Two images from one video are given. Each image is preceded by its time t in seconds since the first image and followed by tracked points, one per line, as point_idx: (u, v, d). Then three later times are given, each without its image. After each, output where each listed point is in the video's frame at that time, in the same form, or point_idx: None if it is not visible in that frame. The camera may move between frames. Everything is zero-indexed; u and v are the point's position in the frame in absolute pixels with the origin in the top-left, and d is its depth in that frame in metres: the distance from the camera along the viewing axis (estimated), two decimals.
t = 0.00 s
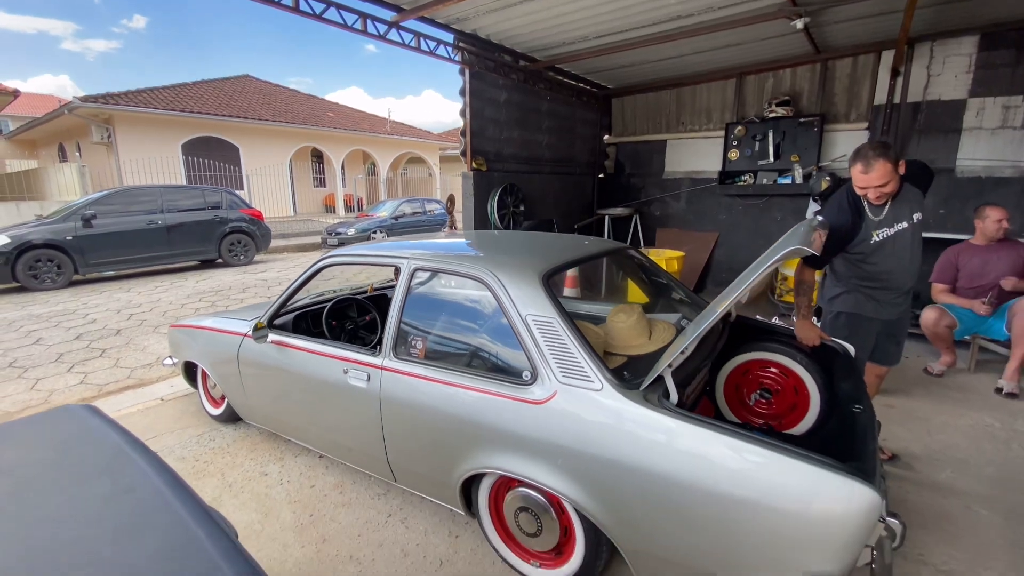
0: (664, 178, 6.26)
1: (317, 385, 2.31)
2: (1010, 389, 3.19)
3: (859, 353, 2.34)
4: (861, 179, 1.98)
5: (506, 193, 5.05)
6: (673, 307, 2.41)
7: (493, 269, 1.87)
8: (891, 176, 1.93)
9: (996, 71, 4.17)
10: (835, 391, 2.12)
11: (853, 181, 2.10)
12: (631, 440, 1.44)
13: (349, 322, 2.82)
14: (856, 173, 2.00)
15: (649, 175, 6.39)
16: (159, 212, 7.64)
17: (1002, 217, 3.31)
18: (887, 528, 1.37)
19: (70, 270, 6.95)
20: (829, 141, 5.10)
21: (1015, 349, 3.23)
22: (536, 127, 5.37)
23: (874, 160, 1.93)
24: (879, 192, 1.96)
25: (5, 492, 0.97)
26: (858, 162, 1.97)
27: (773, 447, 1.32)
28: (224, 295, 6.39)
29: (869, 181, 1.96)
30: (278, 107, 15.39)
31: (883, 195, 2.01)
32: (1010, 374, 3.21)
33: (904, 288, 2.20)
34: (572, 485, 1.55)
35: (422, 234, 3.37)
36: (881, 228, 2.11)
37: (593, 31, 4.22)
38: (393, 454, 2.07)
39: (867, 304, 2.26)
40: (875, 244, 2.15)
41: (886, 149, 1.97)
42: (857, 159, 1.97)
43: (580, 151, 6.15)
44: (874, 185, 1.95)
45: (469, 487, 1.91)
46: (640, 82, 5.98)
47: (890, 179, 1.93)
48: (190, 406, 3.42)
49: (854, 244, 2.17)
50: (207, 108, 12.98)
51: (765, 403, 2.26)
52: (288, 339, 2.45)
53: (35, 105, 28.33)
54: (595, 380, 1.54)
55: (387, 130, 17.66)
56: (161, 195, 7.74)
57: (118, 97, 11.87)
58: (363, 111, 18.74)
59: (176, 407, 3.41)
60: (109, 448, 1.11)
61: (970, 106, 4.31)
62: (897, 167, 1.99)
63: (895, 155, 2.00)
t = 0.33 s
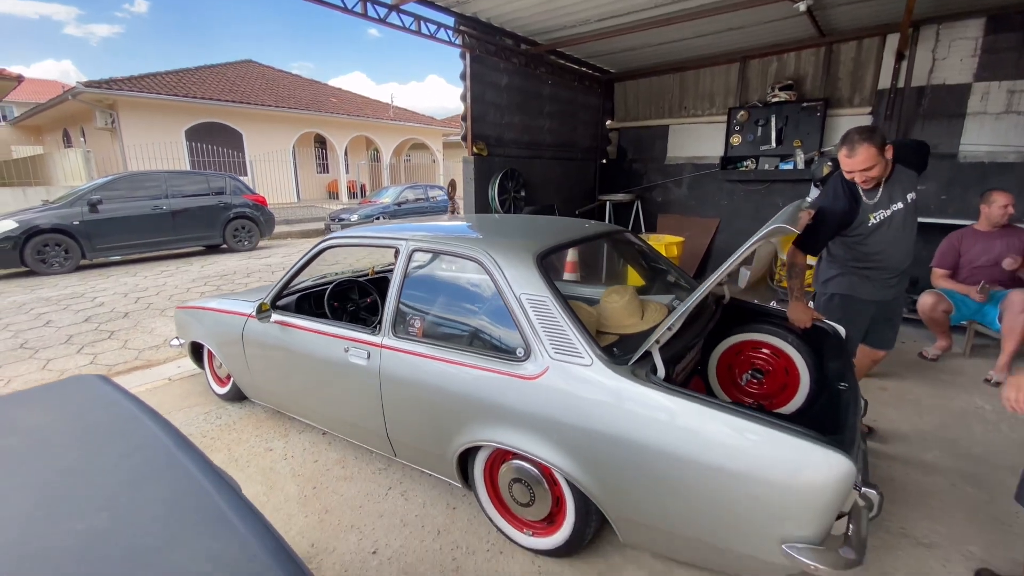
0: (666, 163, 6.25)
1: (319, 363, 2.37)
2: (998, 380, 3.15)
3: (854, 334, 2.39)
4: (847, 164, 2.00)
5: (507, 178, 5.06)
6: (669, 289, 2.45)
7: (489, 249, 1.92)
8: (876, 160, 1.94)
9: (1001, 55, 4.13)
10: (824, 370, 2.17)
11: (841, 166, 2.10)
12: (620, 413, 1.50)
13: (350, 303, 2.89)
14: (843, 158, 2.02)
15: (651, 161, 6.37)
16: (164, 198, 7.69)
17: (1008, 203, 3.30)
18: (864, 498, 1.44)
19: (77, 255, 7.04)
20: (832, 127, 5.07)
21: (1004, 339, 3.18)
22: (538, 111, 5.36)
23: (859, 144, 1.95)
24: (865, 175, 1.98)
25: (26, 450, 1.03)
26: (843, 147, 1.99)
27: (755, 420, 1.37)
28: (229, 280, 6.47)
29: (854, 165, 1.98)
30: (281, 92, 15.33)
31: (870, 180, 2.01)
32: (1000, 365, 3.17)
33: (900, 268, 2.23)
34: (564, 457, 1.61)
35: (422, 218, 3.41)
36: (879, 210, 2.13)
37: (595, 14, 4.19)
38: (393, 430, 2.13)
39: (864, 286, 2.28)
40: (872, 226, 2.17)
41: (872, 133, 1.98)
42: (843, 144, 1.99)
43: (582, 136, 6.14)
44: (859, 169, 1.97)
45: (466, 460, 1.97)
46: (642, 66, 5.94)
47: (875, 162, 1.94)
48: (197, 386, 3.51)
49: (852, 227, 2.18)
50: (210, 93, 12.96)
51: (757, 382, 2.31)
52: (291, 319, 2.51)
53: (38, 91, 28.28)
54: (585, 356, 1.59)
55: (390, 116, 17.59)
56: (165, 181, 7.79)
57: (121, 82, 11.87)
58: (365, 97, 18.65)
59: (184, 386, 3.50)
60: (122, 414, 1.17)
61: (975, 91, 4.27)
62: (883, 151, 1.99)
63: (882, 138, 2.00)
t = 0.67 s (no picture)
0: (669, 151, 6.25)
1: (323, 344, 2.43)
2: (992, 367, 3.19)
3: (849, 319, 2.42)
4: (833, 153, 2.02)
5: (509, 165, 5.08)
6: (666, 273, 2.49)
7: (487, 234, 1.97)
8: (862, 148, 1.96)
9: (1006, 42, 4.10)
10: (815, 353, 2.22)
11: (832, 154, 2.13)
12: (609, 390, 1.56)
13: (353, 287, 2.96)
14: (831, 146, 2.04)
15: (654, 149, 6.37)
16: (170, 185, 7.76)
17: (1013, 191, 3.30)
18: (845, 474, 1.50)
19: (86, 241, 7.13)
20: (836, 114, 5.05)
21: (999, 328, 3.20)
22: (540, 99, 5.37)
23: (845, 134, 1.97)
24: (852, 163, 2.00)
25: (46, 413, 1.10)
26: (830, 137, 2.01)
27: (739, 396, 1.42)
28: (235, 266, 6.55)
29: (840, 154, 2.01)
30: (285, 79, 15.31)
31: (858, 167, 2.04)
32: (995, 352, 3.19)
33: (894, 253, 2.26)
34: (556, 432, 1.68)
35: (423, 204, 3.46)
36: (868, 197, 2.16)
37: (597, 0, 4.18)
38: (395, 409, 2.20)
39: (859, 271, 2.31)
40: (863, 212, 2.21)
41: (860, 122, 1.99)
42: (830, 133, 2.02)
43: (584, 124, 6.14)
44: (845, 158, 2.00)
45: (464, 437, 2.05)
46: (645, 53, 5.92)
47: (860, 151, 1.96)
48: (206, 367, 3.60)
49: (842, 212, 2.23)
50: (215, 81, 12.97)
51: (750, 365, 2.36)
52: (295, 301, 2.58)
53: (46, 79, 28.42)
54: (578, 336, 1.65)
55: (394, 104, 17.54)
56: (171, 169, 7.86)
57: (127, 70, 11.91)
58: (370, 85, 18.60)
59: (192, 368, 3.59)
60: (136, 382, 1.24)
61: (979, 79, 4.24)
62: (870, 138, 2.01)
63: (871, 126, 2.01)
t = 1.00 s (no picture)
0: (672, 143, 6.26)
1: (328, 330, 2.50)
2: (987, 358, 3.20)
3: (850, 311, 2.38)
4: (827, 143, 2.06)
5: (511, 155, 5.12)
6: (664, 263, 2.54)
7: (485, 223, 2.03)
8: (854, 140, 2.00)
9: (1011, 33, 4.08)
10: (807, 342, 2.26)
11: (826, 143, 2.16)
12: (601, 374, 1.61)
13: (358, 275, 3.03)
14: (825, 137, 2.08)
15: (658, 140, 6.38)
16: (177, 175, 7.84)
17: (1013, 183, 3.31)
18: (827, 455, 1.57)
19: (96, 230, 7.24)
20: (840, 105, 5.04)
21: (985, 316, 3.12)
22: (543, 90, 5.38)
23: (839, 126, 2.00)
24: (844, 155, 2.05)
25: (71, 385, 1.18)
26: (825, 126, 2.04)
27: (725, 379, 1.48)
28: (242, 255, 6.63)
29: (834, 145, 2.04)
30: (290, 70, 15.32)
31: (851, 158, 2.08)
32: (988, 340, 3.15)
33: (883, 246, 2.29)
34: (551, 414, 1.74)
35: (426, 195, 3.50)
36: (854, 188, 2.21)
37: None
38: (397, 393, 2.27)
39: (854, 261, 2.31)
40: (847, 203, 2.28)
41: (855, 113, 2.02)
42: (825, 123, 2.04)
43: (588, 115, 6.14)
44: (838, 149, 2.04)
45: (462, 419, 2.12)
46: (650, 44, 5.90)
47: (853, 142, 2.00)
48: (214, 353, 3.69)
49: (827, 203, 2.32)
50: (220, 71, 13.01)
51: (743, 354, 2.41)
52: (300, 289, 2.64)
53: (53, 69, 28.53)
54: (571, 321, 1.71)
55: (399, 94, 17.51)
56: (178, 159, 7.93)
57: (133, 60, 11.95)
58: (375, 75, 18.57)
59: (201, 353, 3.68)
60: (151, 360, 1.31)
61: (983, 71, 4.23)
62: (863, 130, 2.05)
63: (866, 118, 2.04)
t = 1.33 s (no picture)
0: (676, 136, 6.27)
1: (333, 317, 2.57)
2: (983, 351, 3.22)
3: (842, 302, 2.43)
4: (821, 139, 2.10)
5: (514, 148, 5.16)
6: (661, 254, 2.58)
7: (485, 213, 2.09)
8: (847, 136, 2.04)
9: (1017, 27, 4.05)
10: (798, 332, 2.32)
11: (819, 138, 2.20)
12: (594, 359, 1.68)
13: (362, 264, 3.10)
14: (818, 133, 2.11)
15: (662, 133, 6.39)
16: (184, 166, 7.93)
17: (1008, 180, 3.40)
18: (811, 440, 1.64)
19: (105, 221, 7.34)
20: (844, 99, 5.03)
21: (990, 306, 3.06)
22: (547, 82, 5.40)
23: (832, 121, 2.03)
24: (838, 150, 2.09)
25: (90, 361, 1.25)
26: (818, 123, 2.08)
27: (712, 364, 1.54)
28: (248, 246, 6.71)
29: (828, 141, 2.08)
30: (296, 61, 15.34)
31: (844, 152, 2.11)
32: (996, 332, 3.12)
33: (876, 237, 2.32)
34: (546, 398, 1.81)
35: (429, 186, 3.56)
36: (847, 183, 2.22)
37: None
38: (400, 378, 2.34)
39: (846, 253, 2.36)
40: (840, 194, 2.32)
41: (847, 109, 2.06)
42: (819, 120, 2.08)
43: (591, 107, 6.15)
44: (831, 144, 2.07)
45: (462, 404, 2.19)
46: (655, 36, 5.90)
47: (846, 137, 2.04)
48: (222, 340, 3.78)
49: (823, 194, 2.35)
50: (227, 63, 13.05)
51: (737, 343, 2.47)
52: (306, 277, 2.71)
53: (62, 60, 28.73)
54: (566, 308, 1.77)
55: (404, 86, 17.50)
56: (186, 150, 8.01)
57: (141, 51, 12.01)
58: (380, 66, 18.55)
59: (209, 341, 3.77)
60: (166, 339, 1.39)
61: (989, 64, 4.21)
62: (856, 125, 2.09)
63: (857, 113, 2.08)
